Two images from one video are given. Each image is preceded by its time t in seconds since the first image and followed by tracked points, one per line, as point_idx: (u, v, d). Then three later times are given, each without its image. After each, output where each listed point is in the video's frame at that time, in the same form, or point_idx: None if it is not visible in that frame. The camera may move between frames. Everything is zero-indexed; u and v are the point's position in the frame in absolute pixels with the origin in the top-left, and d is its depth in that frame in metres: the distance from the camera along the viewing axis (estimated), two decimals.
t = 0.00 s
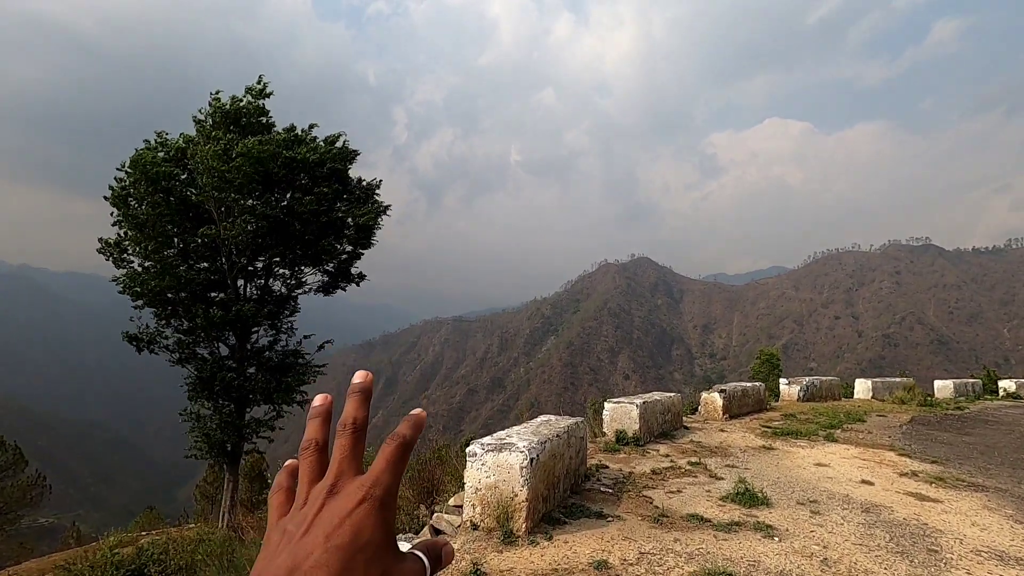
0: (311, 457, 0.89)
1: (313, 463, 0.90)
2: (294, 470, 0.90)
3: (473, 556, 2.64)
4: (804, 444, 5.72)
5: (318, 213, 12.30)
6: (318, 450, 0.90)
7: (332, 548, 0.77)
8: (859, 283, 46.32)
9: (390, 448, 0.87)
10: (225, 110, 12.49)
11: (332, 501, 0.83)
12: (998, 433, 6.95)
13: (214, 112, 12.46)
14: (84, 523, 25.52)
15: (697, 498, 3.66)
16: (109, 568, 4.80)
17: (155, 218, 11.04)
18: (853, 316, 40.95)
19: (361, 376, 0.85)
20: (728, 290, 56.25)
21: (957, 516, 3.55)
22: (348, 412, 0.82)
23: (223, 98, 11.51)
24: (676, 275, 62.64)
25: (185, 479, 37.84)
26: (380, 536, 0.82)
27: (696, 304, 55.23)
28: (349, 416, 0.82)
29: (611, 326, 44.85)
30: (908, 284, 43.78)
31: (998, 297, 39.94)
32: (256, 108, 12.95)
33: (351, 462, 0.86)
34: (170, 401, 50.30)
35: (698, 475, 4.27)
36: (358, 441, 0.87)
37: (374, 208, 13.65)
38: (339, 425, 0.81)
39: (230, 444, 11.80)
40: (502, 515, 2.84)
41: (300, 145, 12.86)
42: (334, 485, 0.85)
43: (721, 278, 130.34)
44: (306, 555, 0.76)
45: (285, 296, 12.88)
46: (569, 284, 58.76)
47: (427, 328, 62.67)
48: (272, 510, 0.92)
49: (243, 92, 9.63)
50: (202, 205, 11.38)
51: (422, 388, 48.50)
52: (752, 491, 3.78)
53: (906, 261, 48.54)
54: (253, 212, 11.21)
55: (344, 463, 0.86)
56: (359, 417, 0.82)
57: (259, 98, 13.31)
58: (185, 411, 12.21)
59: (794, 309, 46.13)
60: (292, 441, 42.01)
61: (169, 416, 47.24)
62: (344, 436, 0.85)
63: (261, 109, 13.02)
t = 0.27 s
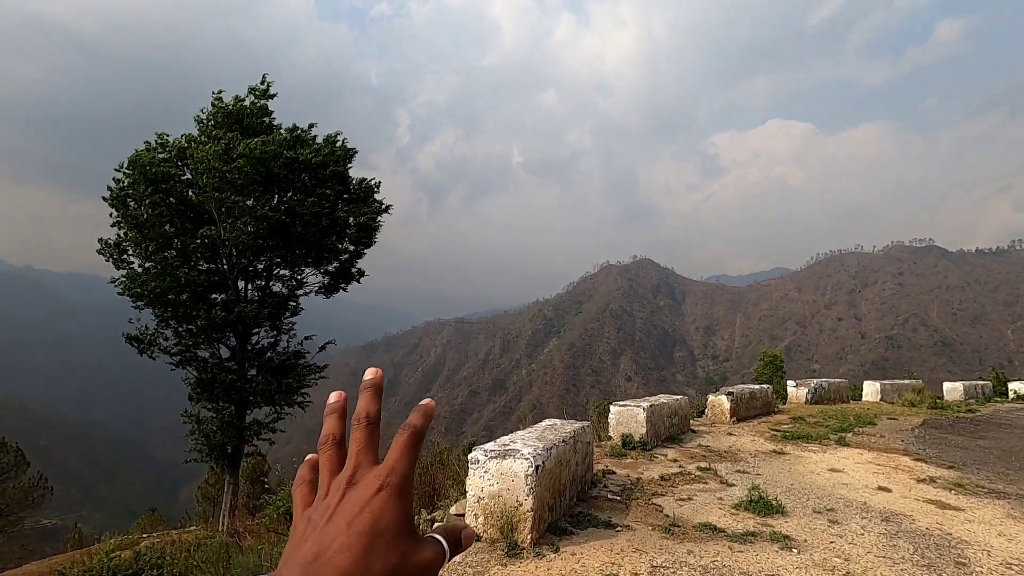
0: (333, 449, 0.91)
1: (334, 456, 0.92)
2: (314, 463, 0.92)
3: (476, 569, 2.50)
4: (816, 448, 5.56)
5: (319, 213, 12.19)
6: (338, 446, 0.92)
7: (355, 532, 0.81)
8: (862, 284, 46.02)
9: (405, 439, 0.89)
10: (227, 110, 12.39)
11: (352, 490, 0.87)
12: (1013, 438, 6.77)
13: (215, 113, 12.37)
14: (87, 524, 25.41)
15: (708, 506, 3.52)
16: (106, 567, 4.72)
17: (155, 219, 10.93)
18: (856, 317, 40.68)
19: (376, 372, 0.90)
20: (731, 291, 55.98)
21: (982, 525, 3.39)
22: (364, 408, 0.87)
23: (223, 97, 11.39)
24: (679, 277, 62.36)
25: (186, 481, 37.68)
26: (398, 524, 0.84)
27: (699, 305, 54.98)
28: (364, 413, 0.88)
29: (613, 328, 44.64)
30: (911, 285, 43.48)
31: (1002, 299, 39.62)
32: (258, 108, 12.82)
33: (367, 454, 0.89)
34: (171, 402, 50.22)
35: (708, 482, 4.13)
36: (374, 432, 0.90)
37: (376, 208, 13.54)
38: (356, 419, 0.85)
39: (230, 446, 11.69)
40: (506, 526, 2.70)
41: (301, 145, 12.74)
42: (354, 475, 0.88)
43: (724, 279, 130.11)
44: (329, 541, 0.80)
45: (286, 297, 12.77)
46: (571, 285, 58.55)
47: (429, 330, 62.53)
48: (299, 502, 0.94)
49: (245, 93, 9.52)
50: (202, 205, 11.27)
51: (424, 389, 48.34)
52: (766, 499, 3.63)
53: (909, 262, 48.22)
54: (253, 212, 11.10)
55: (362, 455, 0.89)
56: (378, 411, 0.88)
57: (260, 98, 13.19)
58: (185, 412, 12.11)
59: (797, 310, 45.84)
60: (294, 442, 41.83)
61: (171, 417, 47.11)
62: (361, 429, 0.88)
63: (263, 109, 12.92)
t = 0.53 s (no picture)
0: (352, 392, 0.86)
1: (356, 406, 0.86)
2: (336, 408, 0.87)
3: None
4: (831, 455, 5.39)
5: (324, 216, 12.10)
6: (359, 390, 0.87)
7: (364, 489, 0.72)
8: (870, 287, 45.60)
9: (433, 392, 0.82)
10: (233, 113, 12.34)
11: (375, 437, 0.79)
12: None
13: (221, 116, 12.33)
14: (95, 527, 25.43)
15: (721, 516, 3.38)
16: (105, 570, 4.63)
17: (160, 222, 10.87)
18: (864, 320, 40.29)
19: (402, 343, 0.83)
20: (738, 294, 55.64)
21: (1012, 538, 3.22)
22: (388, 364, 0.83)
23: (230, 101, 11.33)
24: (684, 279, 62.04)
25: (193, 484, 37.70)
26: (400, 459, 0.76)
27: (705, 308, 54.64)
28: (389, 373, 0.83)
29: (619, 331, 44.42)
30: (920, 288, 43.02)
31: (1013, 301, 39.12)
32: (264, 111, 12.77)
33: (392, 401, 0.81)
34: (179, 404, 50.42)
35: (721, 491, 3.97)
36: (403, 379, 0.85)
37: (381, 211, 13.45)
38: (387, 375, 0.80)
39: (234, 451, 11.63)
40: (510, 539, 2.57)
41: (307, 148, 12.67)
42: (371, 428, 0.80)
43: (730, 281, 129.83)
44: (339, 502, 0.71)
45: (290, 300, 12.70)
46: (577, 288, 58.38)
47: (434, 333, 62.49)
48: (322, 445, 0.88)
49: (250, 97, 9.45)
50: (207, 209, 11.19)
51: (429, 392, 48.27)
52: (783, 509, 3.48)
53: (917, 264, 47.75)
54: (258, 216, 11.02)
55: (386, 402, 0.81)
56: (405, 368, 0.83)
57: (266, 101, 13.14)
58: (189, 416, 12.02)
59: (804, 313, 45.46)
60: (300, 445, 41.82)
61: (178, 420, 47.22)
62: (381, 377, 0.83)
63: (269, 112, 12.87)
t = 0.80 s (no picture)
0: (361, 485, 0.98)
1: (365, 493, 0.98)
2: (344, 501, 0.99)
3: None
4: (841, 457, 5.26)
5: (327, 217, 12.05)
6: (368, 479, 0.98)
7: None
8: (876, 287, 45.22)
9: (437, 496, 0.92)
10: (236, 114, 12.31)
11: (377, 550, 0.89)
12: None
13: (224, 117, 12.28)
14: (102, 527, 25.48)
15: (730, 523, 3.25)
16: None
17: (163, 223, 10.83)
18: (870, 321, 39.94)
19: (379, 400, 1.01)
20: (743, 294, 55.31)
21: None
22: (365, 420, 1.00)
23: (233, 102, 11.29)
24: (689, 280, 61.73)
25: (198, 485, 37.71)
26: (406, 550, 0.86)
27: (710, 309, 54.33)
28: (367, 422, 1.00)
29: (623, 332, 44.21)
30: (927, 288, 42.63)
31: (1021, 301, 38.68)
32: (267, 112, 12.73)
33: (399, 503, 0.94)
34: (184, 405, 50.53)
35: (729, 495, 3.85)
36: (409, 476, 0.96)
37: (384, 212, 13.40)
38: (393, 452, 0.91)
39: (237, 452, 11.56)
40: (509, 547, 2.45)
41: (310, 149, 12.63)
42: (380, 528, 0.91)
43: (734, 281, 129.49)
44: None
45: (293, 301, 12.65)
46: (581, 289, 58.19)
47: (438, 334, 62.40)
48: (325, 538, 0.99)
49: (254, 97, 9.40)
50: (210, 210, 11.15)
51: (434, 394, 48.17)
52: (794, 515, 3.35)
53: (924, 265, 47.33)
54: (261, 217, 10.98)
55: (396, 505, 0.93)
56: (374, 423, 1.01)
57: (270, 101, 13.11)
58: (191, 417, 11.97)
59: (810, 314, 45.12)
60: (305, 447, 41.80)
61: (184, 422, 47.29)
62: (366, 433, 0.99)
63: (273, 113, 12.82)
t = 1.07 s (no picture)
0: None
1: None
2: None
3: None
4: (845, 461, 5.12)
5: (327, 218, 11.96)
6: None
7: None
8: (879, 289, 44.99)
9: None
10: (235, 115, 12.24)
11: None
12: None
13: (223, 118, 12.22)
14: (104, 528, 25.41)
15: (730, 530, 3.14)
16: None
17: (161, 223, 10.74)
18: (873, 323, 39.73)
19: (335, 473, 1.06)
20: (745, 296, 55.12)
21: None
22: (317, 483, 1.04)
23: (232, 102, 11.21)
24: (692, 282, 61.54)
25: (201, 486, 37.63)
26: None
27: (713, 311, 54.14)
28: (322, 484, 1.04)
29: (625, 334, 44.06)
30: (930, 290, 42.38)
31: None
32: (267, 112, 12.64)
33: None
34: (187, 407, 50.53)
35: (730, 501, 3.72)
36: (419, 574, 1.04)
37: (383, 214, 13.32)
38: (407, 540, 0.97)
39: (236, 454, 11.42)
40: (497, 558, 2.33)
41: (310, 150, 12.54)
42: None
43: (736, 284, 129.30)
44: None
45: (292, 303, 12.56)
46: (583, 291, 58.05)
47: (440, 336, 62.31)
48: None
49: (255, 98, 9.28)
50: (209, 210, 11.05)
51: (436, 396, 48.06)
52: (798, 522, 3.22)
53: (927, 266, 47.10)
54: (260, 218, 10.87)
55: None
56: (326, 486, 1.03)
57: (270, 102, 13.02)
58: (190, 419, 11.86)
59: (812, 315, 44.91)
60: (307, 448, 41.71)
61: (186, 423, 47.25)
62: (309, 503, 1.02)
63: (272, 114, 12.76)
